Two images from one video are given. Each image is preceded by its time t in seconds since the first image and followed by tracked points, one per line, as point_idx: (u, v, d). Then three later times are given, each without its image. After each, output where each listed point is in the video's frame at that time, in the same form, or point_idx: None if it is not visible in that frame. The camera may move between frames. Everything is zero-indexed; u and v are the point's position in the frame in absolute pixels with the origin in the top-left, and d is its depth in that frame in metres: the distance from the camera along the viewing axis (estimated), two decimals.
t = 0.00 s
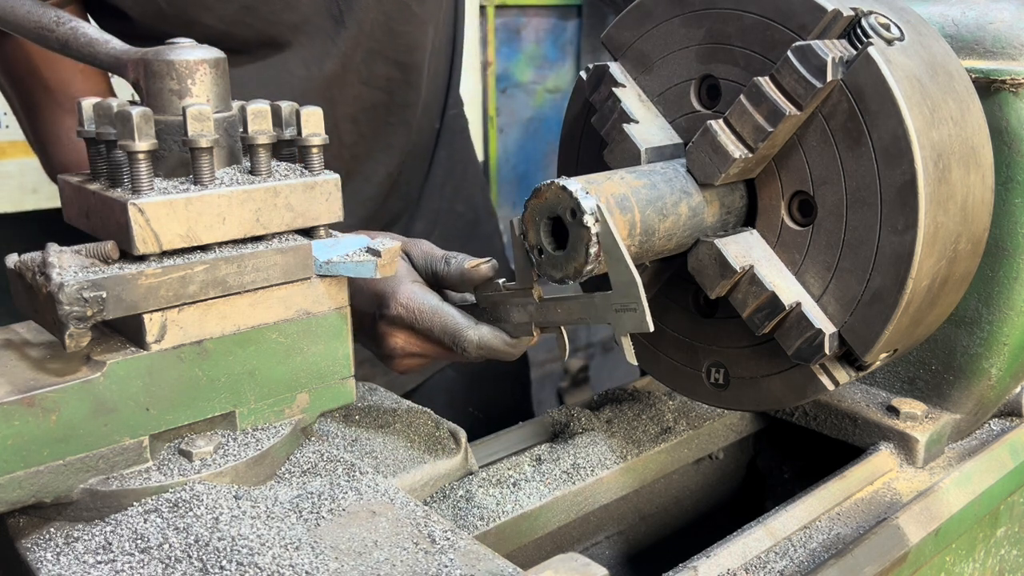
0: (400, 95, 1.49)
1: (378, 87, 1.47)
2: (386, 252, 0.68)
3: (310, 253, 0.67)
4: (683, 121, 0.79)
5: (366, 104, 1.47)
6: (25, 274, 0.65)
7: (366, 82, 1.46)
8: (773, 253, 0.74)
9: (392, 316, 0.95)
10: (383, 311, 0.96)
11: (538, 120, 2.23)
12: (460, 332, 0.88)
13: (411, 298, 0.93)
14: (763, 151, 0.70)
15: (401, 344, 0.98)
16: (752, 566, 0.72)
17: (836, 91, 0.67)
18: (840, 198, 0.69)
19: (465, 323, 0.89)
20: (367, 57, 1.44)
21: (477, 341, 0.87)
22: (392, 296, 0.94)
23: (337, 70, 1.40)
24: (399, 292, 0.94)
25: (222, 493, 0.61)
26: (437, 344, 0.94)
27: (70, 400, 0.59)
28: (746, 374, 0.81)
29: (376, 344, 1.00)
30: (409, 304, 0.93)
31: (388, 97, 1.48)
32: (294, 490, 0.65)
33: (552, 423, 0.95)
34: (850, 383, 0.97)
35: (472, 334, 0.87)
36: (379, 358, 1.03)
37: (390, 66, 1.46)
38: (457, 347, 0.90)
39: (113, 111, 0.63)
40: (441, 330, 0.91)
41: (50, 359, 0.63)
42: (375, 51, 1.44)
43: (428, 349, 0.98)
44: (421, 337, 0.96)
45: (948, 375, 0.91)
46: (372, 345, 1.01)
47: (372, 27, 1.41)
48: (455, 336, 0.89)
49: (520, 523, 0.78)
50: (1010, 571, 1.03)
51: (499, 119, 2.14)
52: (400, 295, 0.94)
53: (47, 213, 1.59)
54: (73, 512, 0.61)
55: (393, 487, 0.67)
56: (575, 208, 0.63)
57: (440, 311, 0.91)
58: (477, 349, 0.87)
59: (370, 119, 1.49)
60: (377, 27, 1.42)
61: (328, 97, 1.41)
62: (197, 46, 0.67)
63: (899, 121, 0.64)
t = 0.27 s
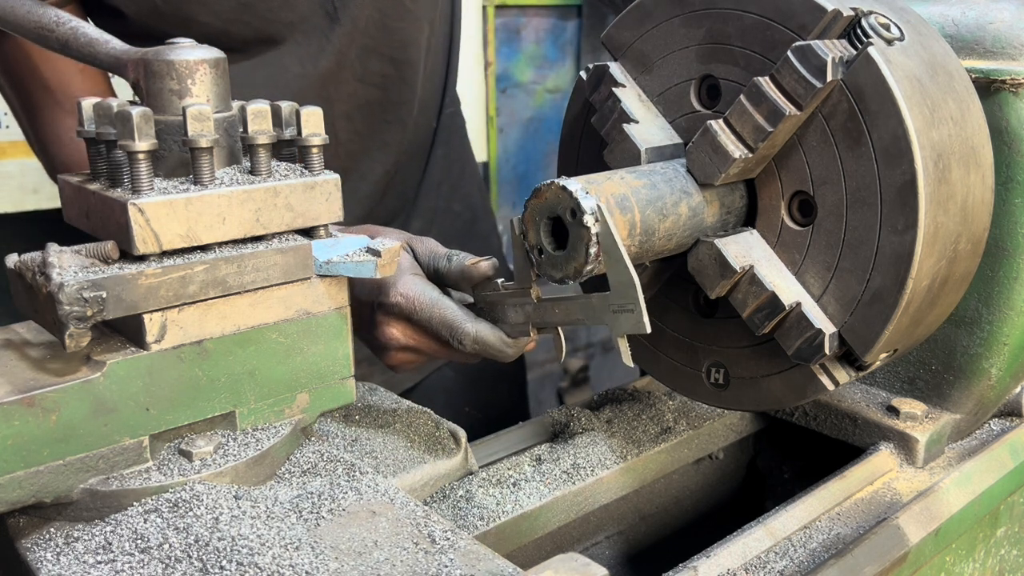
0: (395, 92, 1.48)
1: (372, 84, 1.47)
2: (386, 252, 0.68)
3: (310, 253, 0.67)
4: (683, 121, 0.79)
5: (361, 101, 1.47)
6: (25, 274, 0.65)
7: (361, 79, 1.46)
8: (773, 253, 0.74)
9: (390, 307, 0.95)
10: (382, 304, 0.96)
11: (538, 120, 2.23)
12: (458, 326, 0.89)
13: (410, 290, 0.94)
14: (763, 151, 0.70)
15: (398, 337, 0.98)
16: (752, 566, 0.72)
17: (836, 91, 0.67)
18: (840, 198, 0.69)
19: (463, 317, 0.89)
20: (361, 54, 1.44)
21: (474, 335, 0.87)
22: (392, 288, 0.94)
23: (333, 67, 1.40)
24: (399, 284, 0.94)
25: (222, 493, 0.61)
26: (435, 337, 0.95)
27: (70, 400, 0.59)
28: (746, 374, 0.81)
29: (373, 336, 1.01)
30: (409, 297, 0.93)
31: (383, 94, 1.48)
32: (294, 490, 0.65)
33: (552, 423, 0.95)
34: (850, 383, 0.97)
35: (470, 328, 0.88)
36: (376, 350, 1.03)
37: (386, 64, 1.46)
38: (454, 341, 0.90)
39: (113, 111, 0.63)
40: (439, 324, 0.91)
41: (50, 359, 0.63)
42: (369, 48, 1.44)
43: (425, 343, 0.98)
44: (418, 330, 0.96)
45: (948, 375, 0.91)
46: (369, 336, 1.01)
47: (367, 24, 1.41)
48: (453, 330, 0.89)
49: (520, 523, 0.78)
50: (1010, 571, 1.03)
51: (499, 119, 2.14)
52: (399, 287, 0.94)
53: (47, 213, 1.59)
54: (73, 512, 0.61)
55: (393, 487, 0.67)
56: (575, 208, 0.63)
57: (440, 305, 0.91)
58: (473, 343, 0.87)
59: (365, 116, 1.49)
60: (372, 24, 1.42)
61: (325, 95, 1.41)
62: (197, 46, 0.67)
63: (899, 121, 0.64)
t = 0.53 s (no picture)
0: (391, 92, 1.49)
1: (367, 83, 1.47)
2: (386, 252, 0.68)
3: (310, 253, 0.67)
4: (683, 121, 0.79)
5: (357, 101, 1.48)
6: (25, 274, 0.65)
7: (357, 78, 1.46)
8: (773, 253, 0.74)
9: (389, 306, 0.95)
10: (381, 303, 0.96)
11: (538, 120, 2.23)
12: (457, 324, 0.89)
13: (410, 288, 0.94)
14: (763, 151, 0.70)
15: (396, 335, 0.98)
16: (752, 566, 0.72)
17: (836, 91, 0.67)
18: (840, 198, 0.69)
19: (462, 316, 0.89)
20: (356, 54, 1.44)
21: (473, 335, 0.87)
22: (391, 285, 0.94)
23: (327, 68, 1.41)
24: (398, 282, 0.95)
25: (222, 493, 0.61)
26: (433, 336, 0.95)
27: (70, 400, 0.59)
28: (746, 374, 0.81)
29: (371, 335, 1.01)
30: (408, 296, 0.93)
31: (379, 94, 1.49)
32: (294, 490, 0.65)
33: (552, 423, 0.95)
34: (850, 383, 0.97)
35: (469, 326, 0.88)
36: (373, 349, 1.03)
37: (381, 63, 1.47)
38: (453, 339, 0.90)
39: (113, 111, 0.63)
40: (437, 322, 0.91)
41: (50, 359, 0.63)
42: (364, 48, 1.45)
43: (423, 341, 0.98)
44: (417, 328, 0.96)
45: (948, 375, 0.91)
46: (367, 335, 1.01)
47: (361, 25, 1.42)
48: (452, 328, 0.89)
49: (520, 523, 0.78)
50: (1010, 571, 1.02)
51: (499, 119, 2.14)
52: (399, 285, 0.94)
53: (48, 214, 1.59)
54: (73, 512, 0.61)
55: (393, 487, 0.67)
56: (576, 208, 0.63)
57: (439, 303, 0.92)
58: (473, 342, 0.88)
59: (360, 115, 1.49)
60: (366, 24, 1.42)
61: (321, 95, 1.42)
62: (196, 46, 0.67)
63: (899, 121, 0.64)
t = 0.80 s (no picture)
0: (385, 91, 1.48)
1: (361, 82, 1.46)
2: (386, 252, 0.68)
3: (310, 253, 0.67)
4: (683, 121, 0.79)
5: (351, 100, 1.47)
6: (25, 274, 0.65)
7: (350, 77, 1.45)
8: (773, 253, 0.74)
9: (388, 306, 0.95)
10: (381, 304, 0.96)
11: (538, 120, 2.23)
12: (456, 325, 0.89)
13: (409, 289, 0.94)
14: (763, 151, 0.70)
15: (396, 336, 0.98)
16: (752, 566, 0.72)
17: (836, 91, 0.67)
18: (840, 198, 0.69)
19: (461, 316, 0.89)
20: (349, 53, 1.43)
21: (472, 336, 0.87)
22: (391, 286, 0.94)
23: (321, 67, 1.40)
24: (398, 283, 0.94)
25: (222, 493, 0.61)
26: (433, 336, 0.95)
27: (70, 400, 0.59)
28: (746, 374, 0.81)
29: (371, 335, 1.01)
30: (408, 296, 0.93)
31: (374, 92, 1.48)
32: (294, 490, 0.65)
33: (552, 423, 0.95)
34: (850, 383, 0.97)
35: (469, 327, 0.88)
36: (373, 349, 1.03)
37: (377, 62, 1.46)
38: (452, 340, 0.90)
39: (113, 111, 0.63)
40: (437, 323, 0.91)
41: (50, 359, 0.63)
42: (357, 46, 1.43)
43: (423, 342, 0.98)
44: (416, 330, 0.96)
45: (948, 375, 0.91)
46: (367, 336, 1.01)
47: (355, 22, 1.40)
48: (452, 329, 0.89)
49: (520, 523, 0.78)
50: (1010, 571, 1.02)
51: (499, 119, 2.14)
52: (399, 286, 0.94)
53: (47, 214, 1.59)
54: (73, 512, 0.61)
55: (393, 487, 0.67)
56: (576, 208, 0.63)
57: (439, 304, 0.91)
58: (472, 343, 0.88)
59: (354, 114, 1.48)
60: (360, 21, 1.41)
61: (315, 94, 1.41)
62: (197, 46, 0.67)
63: (899, 121, 0.64)
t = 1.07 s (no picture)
0: (382, 90, 1.49)
1: (358, 79, 1.46)
2: (386, 252, 0.68)
3: (310, 253, 0.67)
4: (683, 121, 0.79)
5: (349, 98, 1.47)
6: (25, 274, 0.65)
7: (347, 74, 1.45)
8: (773, 253, 0.74)
9: (390, 309, 0.95)
10: (382, 306, 0.96)
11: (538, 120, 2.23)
12: (458, 327, 0.89)
13: (411, 291, 0.94)
14: (763, 151, 0.70)
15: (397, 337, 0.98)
16: (752, 566, 0.72)
17: (836, 91, 0.67)
18: (840, 198, 0.69)
19: (463, 319, 0.89)
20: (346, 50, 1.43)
21: (475, 337, 0.87)
22: (392, 288, 0.94)
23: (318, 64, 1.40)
24: (399, 285, 0.94)
25: (222, 493, 0.61)
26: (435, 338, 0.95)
27: (70, 400, 0.59)
28: (746, 374, 0.81)
29: (373, 337, 1.01)
30: (409, 299, 0.93)
31: (371, 91, 1.48)
32: (294, 490, 0.65)
33: (552, 423, 0.95)
34: (850, 383, 0.97)
35: (470, 330, 0.88)
36: (375, 350, 1.03)
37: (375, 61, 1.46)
38: (454, 342, 0.90)
39: (113, 111, 0.64)
40: (438, 325, 0.91)
41: (50, 359, 0.63)
42: (354, 43, 1.43)
43: (425, 344, 0.98)
44: (418, 332, 0.96)
45: (948, 375, 0.91)
46: (370, 337, 1.02)
47: (351, 19, 1.41)
48: (453, 331, 0.89)
49: (520, 523, 0.78)
50: (1010, 571, 1.02)
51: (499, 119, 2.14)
52: (400, 288, 0.94)
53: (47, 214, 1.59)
54: (73, 512, 0.61)
55: (393, 487, 0.67)
56: (576, 208, 0.63)
57: (439, 306, 0.91)
58: (475, 344, 0.88)
59: (351, 111, 1.48)
60: (356, 19, 1.41)
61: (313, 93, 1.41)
62: (197, 46, 0.67)
63: (899, 121, 0.64)
